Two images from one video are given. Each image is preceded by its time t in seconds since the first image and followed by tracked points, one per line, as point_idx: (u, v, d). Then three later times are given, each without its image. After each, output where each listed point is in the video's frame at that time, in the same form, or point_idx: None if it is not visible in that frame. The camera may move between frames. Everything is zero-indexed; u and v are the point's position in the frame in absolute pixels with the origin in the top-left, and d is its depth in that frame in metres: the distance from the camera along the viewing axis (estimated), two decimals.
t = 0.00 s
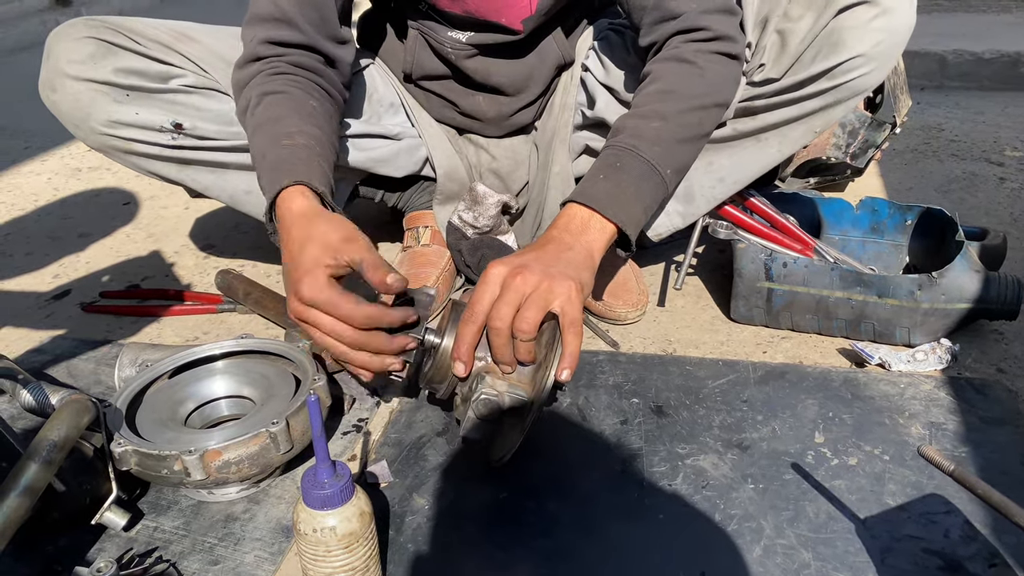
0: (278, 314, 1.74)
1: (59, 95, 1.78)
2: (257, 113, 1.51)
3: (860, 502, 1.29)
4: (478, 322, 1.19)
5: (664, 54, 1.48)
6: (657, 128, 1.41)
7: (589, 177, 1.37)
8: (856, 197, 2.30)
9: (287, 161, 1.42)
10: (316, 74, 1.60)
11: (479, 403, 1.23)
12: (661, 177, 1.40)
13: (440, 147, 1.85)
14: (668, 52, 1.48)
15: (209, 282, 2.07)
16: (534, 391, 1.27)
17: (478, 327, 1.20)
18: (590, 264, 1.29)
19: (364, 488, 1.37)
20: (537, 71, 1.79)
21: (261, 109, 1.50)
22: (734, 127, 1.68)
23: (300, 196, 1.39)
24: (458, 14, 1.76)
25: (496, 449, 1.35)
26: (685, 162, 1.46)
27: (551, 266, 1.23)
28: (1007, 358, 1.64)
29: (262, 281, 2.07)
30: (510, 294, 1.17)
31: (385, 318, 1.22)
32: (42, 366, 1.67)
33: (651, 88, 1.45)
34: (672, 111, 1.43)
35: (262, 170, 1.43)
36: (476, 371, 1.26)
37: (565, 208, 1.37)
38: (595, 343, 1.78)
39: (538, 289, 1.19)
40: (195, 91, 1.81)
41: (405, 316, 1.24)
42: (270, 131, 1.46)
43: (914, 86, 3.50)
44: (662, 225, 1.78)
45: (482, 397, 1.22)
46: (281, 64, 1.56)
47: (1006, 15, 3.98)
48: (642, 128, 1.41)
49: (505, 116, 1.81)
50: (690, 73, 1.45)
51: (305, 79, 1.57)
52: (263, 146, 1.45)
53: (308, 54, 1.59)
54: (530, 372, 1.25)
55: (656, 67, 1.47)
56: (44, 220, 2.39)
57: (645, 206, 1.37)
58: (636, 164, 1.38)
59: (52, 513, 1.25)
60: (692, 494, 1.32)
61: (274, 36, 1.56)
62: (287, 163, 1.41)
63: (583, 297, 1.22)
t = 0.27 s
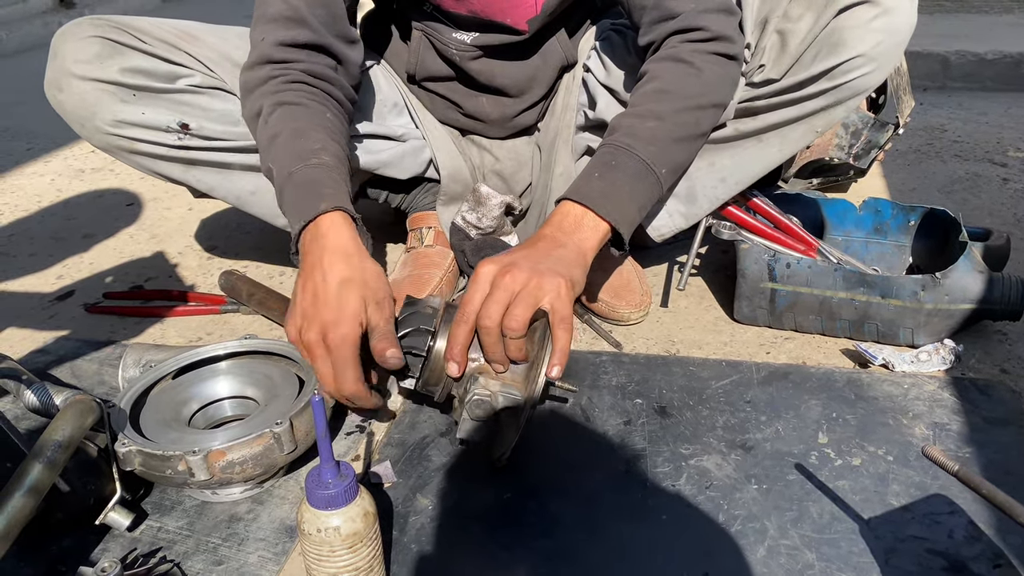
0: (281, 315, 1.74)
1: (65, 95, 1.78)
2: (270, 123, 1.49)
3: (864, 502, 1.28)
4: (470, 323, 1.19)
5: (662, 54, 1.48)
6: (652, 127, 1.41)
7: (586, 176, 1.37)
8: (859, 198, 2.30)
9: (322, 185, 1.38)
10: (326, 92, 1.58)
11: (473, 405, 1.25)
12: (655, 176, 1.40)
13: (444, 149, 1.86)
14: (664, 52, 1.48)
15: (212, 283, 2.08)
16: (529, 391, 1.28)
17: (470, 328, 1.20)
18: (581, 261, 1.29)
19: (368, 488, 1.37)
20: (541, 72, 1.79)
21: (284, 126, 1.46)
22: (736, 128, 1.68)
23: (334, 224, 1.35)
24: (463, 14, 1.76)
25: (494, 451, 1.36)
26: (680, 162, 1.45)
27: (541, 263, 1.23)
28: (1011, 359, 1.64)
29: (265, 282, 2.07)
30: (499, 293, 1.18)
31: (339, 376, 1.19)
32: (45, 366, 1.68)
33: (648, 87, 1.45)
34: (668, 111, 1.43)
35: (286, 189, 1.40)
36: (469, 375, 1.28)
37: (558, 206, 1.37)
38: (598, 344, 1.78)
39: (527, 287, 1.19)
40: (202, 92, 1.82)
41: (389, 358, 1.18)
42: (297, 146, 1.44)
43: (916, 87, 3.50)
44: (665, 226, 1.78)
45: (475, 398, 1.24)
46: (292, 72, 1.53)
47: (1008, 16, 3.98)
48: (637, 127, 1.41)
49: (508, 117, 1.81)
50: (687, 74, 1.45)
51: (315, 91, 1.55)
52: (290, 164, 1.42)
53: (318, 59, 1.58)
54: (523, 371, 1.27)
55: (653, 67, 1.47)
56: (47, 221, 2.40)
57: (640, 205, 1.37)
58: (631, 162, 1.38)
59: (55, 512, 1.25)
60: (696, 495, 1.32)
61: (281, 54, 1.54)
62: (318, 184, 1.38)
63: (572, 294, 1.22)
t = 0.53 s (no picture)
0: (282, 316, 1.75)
1: (65, 94, 1.79)
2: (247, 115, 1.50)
3: (866, 504, 1.28)
4: (471, 330, 1.20)
5: (662, 54, 1.48)
6: (649, 127, 1.41)
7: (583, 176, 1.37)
8: (860, 198, 2.30)
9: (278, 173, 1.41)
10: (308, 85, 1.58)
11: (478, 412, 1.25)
12: (651, 177, 1.40)
13: (444, 149, 1.86)
14: (665, 52, 1.48)
15: (213, 284, 2.08)
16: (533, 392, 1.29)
17: (471, 335, 1.20)
18: (578, 259, 1.29)
19: (370, 489, 1.37)
20: (542, 71, 1.78)
21: (258, 119, 1.48)
22: (735, 130, 1.69)
23: (288, 212, 1.37)
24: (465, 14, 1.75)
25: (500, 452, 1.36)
26: (677, 163, 1.45)
27: (539, 265, 1.23)
28: (1013, 359, 1.64)
29: (267, 283, 2.07)
30: (499, 298, 1.18)
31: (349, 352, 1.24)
32: (47, 368, 1.68)
33: (646, 87, 1.45)
34: (665, 111, 1.42)
35: (249, 180, 1.43)
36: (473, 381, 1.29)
37: (554, 203, 1.37)
38: (599, 344, 1.78)
39: (526, 290, 1.18)
40: (201, 91, 1.83)
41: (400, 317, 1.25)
42: (263, 138, 1.46)
43: (918, 88, 3.50)
44: (666, 227, 1.77)
45: (480, 405, 1.24)
46: (275, 65, 1.56)
47: (1010, 16, 3.97)
48: (634, 126, 1.41)
49: (509, 117, 1.81)
50: (686, 75, 1.45)
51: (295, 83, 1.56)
52: (251, 156, 1.44)
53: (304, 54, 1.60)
54: (526, 374, 1.27)
55: (653, 67, 1.47)
56: (49, 222, 2.40)
57: (637, 205, 1.38)
58: (627, 161, 1.38)
59: (56, 513, 1.25)
60: (698, 496, 1.32)
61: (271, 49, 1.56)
62: (275, 176, 1.40)
63: (572, 294, 1.22)
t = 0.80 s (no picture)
0: (282, 316, 1.74)
1: (64, 83, 1.80)
2: (349, 122, 1.66)
3: (867, 503, 1.28)
4: (478, 346, 1.17)
5: (666, 55, 1.47)
6: (657, 128, 1.42)
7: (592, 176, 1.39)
8: (861, 198, 2.30)
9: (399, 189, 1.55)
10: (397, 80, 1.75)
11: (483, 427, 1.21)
12: (659, 177, 1.42)
13: (444, 147, 1.83)
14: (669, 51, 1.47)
15: (213, 284, 2.07)
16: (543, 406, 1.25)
17: (478, 352, 1.17)
18: (581, 263, 1.31)
19: (369, 489, 1.36)
20: (541, 72, 1.78)
21: (363, 126, 1.64)
22: (734, 132, 1.68)
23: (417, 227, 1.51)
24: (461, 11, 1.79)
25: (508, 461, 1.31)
26: (682, 164, 1.48)
27: (545, 275, 1.23)
28: (1014, 359, 1.63)
29: (266, 283, 2.07)
30: (508, 313, 1.16)
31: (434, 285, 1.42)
32: (46, 368, 1.67)
33: (652, 87, 1.45)
34: (674, 112, 1.43)
35: (372, 195, 1.57)
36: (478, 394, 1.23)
37: (556, 207, 1.39)
38: (599, 344, 1.78)
39: (536, 304, 1.18)
40: (200, 84, 1.83)
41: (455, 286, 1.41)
42: (375, 151, 1.60)
43: (918, 87, 3.49)
44: (665, 229, 1.78)
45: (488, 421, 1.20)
46: (365, 69, 1.70)
47: (1010, 16, 3.97)
48: (642, 126, 1.42)
49: (508, 117, 1.80)
50: (692, 76, 1.45)
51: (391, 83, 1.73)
52: (370, 171, 1.58)
53: (384, 45, 1.73)
54: (534, 388, 1.22)
55: (656, 67, 1.47)
56: (48, 222, 2.40)
57: (641, 206, 1.40)
58: (637, 160, 1.40)
59: (55, 513, 1.25)
60: (698, 496, 1.31)
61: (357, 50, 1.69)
62: (396, 192, 1.54)
63: (580, 305, 1.22)
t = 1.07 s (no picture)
0: (280, 317, 1.74)
1: (62, 88, 1.80)
2: (356, 153, 1.61)
3: (866, 504, 1.28)
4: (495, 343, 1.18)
5: (669, 46, 1.47)
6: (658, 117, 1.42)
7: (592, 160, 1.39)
8: (859, 198, 2.30)
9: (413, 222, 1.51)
10: (397, 105, 1.68)
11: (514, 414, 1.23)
12: (657, 165, 1.43)
13: (442, 149, 1.84)
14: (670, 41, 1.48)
15: (211, 285, 2.07)
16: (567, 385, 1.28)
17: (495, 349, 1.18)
18: (579, 241, 1.32)
19: (367, 491, 1.36)
20: (542, 71, 1.78)
21: (370, 157, 1.59)
22: (736, 133, 1.68)
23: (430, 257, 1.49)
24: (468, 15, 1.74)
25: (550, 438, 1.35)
26: (682, 156, 1.48)
27: (550, 262, 1.24)
28: (1013, 359, 1.63)
29: (264, 284, 2.07)
30: (519, 308, 1.17)
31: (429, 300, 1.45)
32: (43, 369, 1.67)
33: (652, 76, 1.45)
34: (674, 103, 1.43)
35: (385, 226, 1.54)
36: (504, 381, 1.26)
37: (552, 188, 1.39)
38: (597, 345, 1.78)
39: (543, 294, 1.19)
40: (199, 88, 1.82)
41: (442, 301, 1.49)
42: (384, 182, 1.56)
43: (916, 87, 3.49)
44: (662, 229, 1.79)
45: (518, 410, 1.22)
46: (366, 96, 1.64)
47: (1008, 16, 3.97)
48: (643, 114, 1.42)
49: (508, 114, 1.80)
50: (692, 67, 1.45)
51: (393, 108, 1.66)
52: (382, 205, 1.54)
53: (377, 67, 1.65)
54: (556, 367, 1.25)
55: (658, 57, 1.47)
56: (46, 223, 2.39)
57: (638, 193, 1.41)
58: (635, 147, 1.40)
59: (53, 515, 1.26)
60: (696, 497, 1.31)
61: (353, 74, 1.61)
62: (409, 224, 1.51)
63: (586, 287, 1.24)
